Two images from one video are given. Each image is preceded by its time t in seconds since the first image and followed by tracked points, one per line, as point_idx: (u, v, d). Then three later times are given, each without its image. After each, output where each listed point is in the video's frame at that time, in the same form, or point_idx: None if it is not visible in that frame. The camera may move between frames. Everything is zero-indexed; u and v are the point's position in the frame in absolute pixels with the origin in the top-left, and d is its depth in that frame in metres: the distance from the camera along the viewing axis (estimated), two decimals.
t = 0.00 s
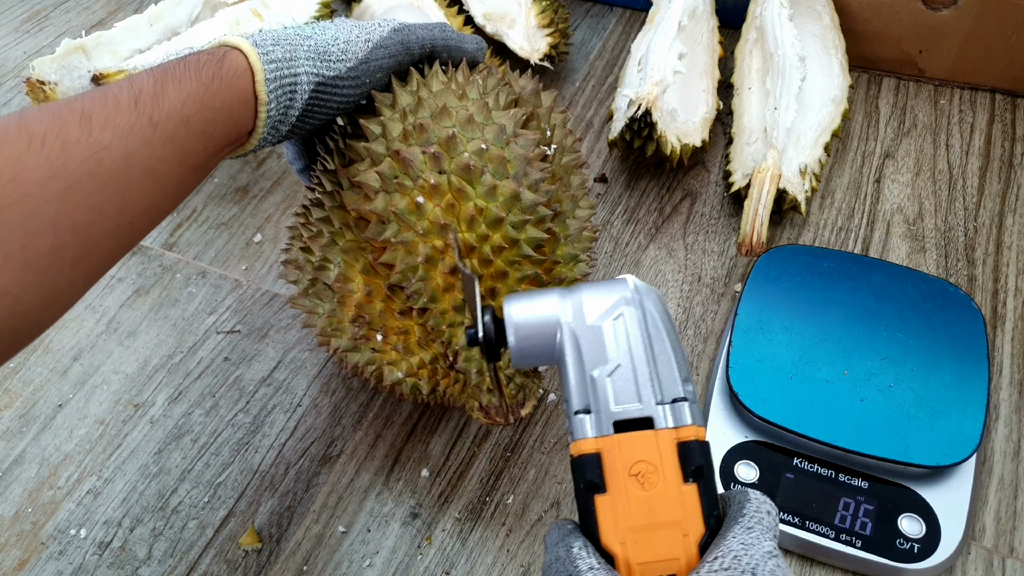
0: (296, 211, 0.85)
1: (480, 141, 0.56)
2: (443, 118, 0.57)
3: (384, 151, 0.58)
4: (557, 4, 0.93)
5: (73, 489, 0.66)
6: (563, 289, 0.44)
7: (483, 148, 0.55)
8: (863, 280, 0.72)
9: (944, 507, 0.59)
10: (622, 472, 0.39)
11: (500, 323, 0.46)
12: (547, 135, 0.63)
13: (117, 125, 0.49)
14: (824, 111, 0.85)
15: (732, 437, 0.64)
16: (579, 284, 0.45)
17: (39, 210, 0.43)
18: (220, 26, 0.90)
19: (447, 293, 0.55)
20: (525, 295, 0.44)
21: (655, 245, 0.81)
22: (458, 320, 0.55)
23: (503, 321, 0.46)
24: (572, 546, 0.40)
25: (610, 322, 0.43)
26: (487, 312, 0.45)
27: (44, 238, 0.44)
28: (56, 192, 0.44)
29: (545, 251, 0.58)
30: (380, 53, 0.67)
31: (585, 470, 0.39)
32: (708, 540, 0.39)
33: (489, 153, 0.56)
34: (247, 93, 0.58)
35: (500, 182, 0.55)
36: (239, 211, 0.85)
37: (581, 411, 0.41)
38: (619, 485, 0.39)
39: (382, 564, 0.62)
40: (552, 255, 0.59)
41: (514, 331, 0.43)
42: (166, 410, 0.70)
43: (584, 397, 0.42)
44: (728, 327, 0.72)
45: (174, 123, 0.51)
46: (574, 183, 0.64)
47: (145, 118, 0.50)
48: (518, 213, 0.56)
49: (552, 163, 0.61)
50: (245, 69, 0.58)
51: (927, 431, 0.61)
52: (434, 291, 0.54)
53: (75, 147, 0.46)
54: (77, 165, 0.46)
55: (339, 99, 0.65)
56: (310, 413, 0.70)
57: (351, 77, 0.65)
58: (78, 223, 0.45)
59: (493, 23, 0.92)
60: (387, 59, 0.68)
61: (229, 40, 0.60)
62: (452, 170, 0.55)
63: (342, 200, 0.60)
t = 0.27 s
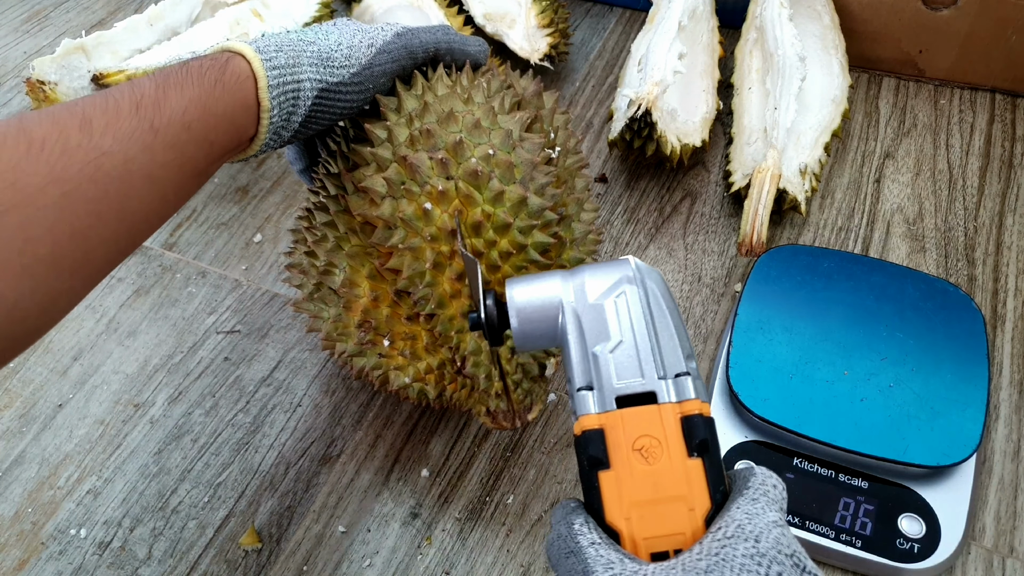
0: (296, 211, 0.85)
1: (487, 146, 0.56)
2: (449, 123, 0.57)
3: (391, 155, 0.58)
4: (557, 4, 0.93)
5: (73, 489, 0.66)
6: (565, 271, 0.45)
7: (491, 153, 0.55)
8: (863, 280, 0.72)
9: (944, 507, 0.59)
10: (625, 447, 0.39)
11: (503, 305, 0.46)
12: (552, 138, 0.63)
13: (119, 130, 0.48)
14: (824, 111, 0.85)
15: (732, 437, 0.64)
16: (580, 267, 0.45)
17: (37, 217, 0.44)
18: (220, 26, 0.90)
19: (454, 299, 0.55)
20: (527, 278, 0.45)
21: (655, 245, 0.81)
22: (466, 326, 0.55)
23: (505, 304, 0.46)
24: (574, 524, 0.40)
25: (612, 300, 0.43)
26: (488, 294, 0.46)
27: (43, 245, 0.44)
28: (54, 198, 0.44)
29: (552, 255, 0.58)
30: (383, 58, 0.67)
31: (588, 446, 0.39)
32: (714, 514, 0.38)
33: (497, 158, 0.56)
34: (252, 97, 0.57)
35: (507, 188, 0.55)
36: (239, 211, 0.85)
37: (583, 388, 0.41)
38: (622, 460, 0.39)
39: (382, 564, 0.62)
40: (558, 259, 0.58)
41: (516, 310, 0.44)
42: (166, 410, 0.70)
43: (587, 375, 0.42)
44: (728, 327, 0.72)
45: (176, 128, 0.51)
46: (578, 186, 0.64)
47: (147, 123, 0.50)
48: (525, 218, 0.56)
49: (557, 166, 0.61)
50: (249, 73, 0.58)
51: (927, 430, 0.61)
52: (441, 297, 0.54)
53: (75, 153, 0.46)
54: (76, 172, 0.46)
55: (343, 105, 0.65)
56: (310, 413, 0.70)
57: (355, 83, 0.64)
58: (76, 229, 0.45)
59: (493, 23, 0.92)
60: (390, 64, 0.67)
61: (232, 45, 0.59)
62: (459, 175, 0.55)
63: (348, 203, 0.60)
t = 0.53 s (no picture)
0: (295, 211, 0.85)
1: (482, 146, 0.56)
2: (446, 124, 0.57)
3: (386, 155, 0.58)
4: (557, 4, 0.93)
5: (73, 488, 0.66)
6: (555, 267, 0.45)
7: (485, 153, 0.55)
8: (863, 280, 0.72)
9: (944, 507, 0.59)
10: (614, 443, 0.39)
11: (494, 300, 0.46)
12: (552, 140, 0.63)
13: (119, 135, 0.48)
14: (824, 111, 0.85)
15: (731, 437, 0.64)
16: (570, 263, 0.45)
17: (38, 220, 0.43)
18: (220, 26, 0.90)
19: (445, 300, 0.55)
20: (517, 274, 0.45)
21: (655, 245, 0.81)
22: (457, 326, 0.55)
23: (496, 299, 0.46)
24: (564, 516, 0.41)
25: (601, 296, 0.43)
26: (479, 288, 0.45)
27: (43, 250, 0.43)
28: (55, 203, 0.44)
29: (547, 258, 0.57)
30: (382, 59, 0.67)
31: (577, 441, 0.39)
32: (701, 507, 0.39)
33: (491, 159, 0.55)
34: (251, 102, 0.57)
35: (501, 189, 0.55)
36: (238, 211, 0.85)
37: (573, 384, 0.41)
38: (611, 455, 0.39)
39: (382, 564, 0.62)
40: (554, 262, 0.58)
41: (506, 306, 0.44)
42: (166, 410, 0.70)
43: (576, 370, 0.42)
44: (728, 327, 0.72)
45: (177, 133, 0.51)
46: (577, 189, 0.64)
47: (147, 128, 0.49)
48: (519, 219, 0.55)
49: (554, 169, 0.61)
50: (248, 77, 0.57)
51: (927, 430, 0.61)
52: (432, 297, 0.54)
53: (75, 157, 0.46)
54: (77, 176, 0.45)
55: (342, 107, 0.65)
56: (310, 414, 0.70)
57: (354, 85, 0.65)
58: (77, 235, 0.45)
59: (493, 23, 0.92)
60: (390, 65, 0.68)
61: (231, 49, 0.59)
62: (453, 176, 0.55)
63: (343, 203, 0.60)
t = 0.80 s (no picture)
0: (295, 211, 0.85)
1: (495, 164, 0.55)
2: (459, 137, 0.56)
3: (397, 165, 0.57)
4: (558, 4, 0.93)
5: (73, 488, 0.66)
6: (557, 255, 0.44)
7: (497, 171, 0.54)
8: (863, 280, 0.72)
9: (944, 507, 0.59)
10: (617, 429, 0.38)
11: (496, 287, 0.46)
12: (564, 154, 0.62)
13: (126, 146, 0.48)
14: (824, 111, 0.85)
15: (732, 437, 0.65)
16: (573, 250, 0.45)
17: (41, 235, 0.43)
18: (219, 25, 0.90)
19: (449, 317, 0.55)
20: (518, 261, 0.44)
21: (654, 246, 0.81)
22: (459, 344, 0.55)
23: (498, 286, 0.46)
24: (566, 504, 0.41)
25: (604, 283, 0.42)
26: (482, 276, 0.46)
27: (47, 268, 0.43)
28: (59, 218, 0.43)
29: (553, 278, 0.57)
30: (399, 67, 0.64)
31: (580, 427, 0.39)
32: (705, 495, 0.39)
33: (503, 177, 0.54)
34: (263, 111, 0.56)
35: (511, 208, 0.55)
36: (238, 211, 0.85)
37: (575, 369, 0.41)
38: (615, 441, 0.38)
39: (382, 564, 0.62)
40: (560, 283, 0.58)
41: (507, 292, 0.43)
42: (166, 410, 0.70)
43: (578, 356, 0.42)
44: (728, 327, 0.72)
45: (185, 143, 0.50)
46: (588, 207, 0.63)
47: (155, 138, 0.49)
48: (528, 239, 0.55)
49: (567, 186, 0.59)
50: (261, 86, 0.57)
51: (927, 430, 0.62)
52: (437, 313, 0.54)
53: (81, 170, 0.45)
54: (82, 190, 0.45)
55: (356, 116, 0.64)
56: (310, 414, 0.70)
57: (368, 94, 0.63)
58: (81, 250, 0.44)
59: (493, 23, 0.92)
60: (407, 73, 0.65)
61: (245, 56, 0.58)
62: (464, 192, 0.54)
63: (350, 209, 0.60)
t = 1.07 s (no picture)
0: (295, 211, 0.85)
1: (508, 197, 0.54)
2: (474, 167, 0.54)
3: (408, 192, 0.55)
4: (558, 4, 0.93)
5: (73, 488, 0.66)
6: (566, 249, 0.45)
7: (511, 206, 0.53)
8: (863, 280, 0.72)
9: (943, 507, 0.59)
10: (627, 425, 0.38)
11: (502, 282, 0.45)
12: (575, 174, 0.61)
13: (119, 173, 0.45)
14: (824, 111, 0.85)
15: (731, 437, 0.65)
16: (583, 246, 0.45)
17: (30, 266, 0.41)
18: (220, 25, 0.89)
19: (458, 349, 0.54)
20: (527, 254, 0.44)
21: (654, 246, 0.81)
22: (467, 377, 0.54)
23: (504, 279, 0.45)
24: (570, 499, 0.40)
25: (615, 277, 0.42)
26: (488, 267, 0.44)
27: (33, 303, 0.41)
28: (45, 251, 0.41)
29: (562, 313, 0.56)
30: (412, 86, 0.61)
31: (588, 422, 0.38)
32: (714, 497, 0.38)
33: (517, 211, 0.53)
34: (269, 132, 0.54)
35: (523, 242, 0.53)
36: (238, 211, 0.85)
37: (584, 362, 0.41)
38: (623, 437, 0.38)
39: (382, 564, 0.62)
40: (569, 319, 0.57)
41: (515, 283, 0.43)
42: (166, 410, 0.70)
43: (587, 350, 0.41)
44: (727, 327, 0.72)
45: (182, 169, 0.48)
46: (597, 228, 0.62)
47: (150, 164, 0.46)
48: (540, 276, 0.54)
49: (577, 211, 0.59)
50: (268, 106, 0.54)
51: (927, 431, 0.62)
52: (445, 346, 0.53)
53: (70, 202, 0.43)
54: (71, 223, 0.43)
55: (367, 136, 0.61)
56: (310, 414, 0.70)
57: (378, 115, 0.60)
58: (70, 284, 0.42)
59: (493, 23, 0.92)
60: (421, 92, 0.62)
61: (249, 73, 0.55)
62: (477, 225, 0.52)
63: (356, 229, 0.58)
